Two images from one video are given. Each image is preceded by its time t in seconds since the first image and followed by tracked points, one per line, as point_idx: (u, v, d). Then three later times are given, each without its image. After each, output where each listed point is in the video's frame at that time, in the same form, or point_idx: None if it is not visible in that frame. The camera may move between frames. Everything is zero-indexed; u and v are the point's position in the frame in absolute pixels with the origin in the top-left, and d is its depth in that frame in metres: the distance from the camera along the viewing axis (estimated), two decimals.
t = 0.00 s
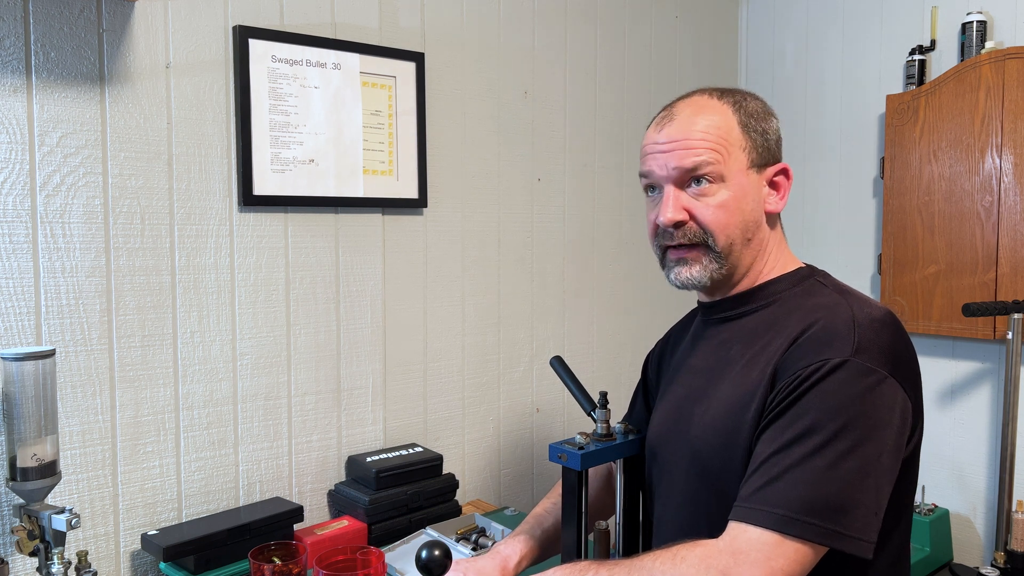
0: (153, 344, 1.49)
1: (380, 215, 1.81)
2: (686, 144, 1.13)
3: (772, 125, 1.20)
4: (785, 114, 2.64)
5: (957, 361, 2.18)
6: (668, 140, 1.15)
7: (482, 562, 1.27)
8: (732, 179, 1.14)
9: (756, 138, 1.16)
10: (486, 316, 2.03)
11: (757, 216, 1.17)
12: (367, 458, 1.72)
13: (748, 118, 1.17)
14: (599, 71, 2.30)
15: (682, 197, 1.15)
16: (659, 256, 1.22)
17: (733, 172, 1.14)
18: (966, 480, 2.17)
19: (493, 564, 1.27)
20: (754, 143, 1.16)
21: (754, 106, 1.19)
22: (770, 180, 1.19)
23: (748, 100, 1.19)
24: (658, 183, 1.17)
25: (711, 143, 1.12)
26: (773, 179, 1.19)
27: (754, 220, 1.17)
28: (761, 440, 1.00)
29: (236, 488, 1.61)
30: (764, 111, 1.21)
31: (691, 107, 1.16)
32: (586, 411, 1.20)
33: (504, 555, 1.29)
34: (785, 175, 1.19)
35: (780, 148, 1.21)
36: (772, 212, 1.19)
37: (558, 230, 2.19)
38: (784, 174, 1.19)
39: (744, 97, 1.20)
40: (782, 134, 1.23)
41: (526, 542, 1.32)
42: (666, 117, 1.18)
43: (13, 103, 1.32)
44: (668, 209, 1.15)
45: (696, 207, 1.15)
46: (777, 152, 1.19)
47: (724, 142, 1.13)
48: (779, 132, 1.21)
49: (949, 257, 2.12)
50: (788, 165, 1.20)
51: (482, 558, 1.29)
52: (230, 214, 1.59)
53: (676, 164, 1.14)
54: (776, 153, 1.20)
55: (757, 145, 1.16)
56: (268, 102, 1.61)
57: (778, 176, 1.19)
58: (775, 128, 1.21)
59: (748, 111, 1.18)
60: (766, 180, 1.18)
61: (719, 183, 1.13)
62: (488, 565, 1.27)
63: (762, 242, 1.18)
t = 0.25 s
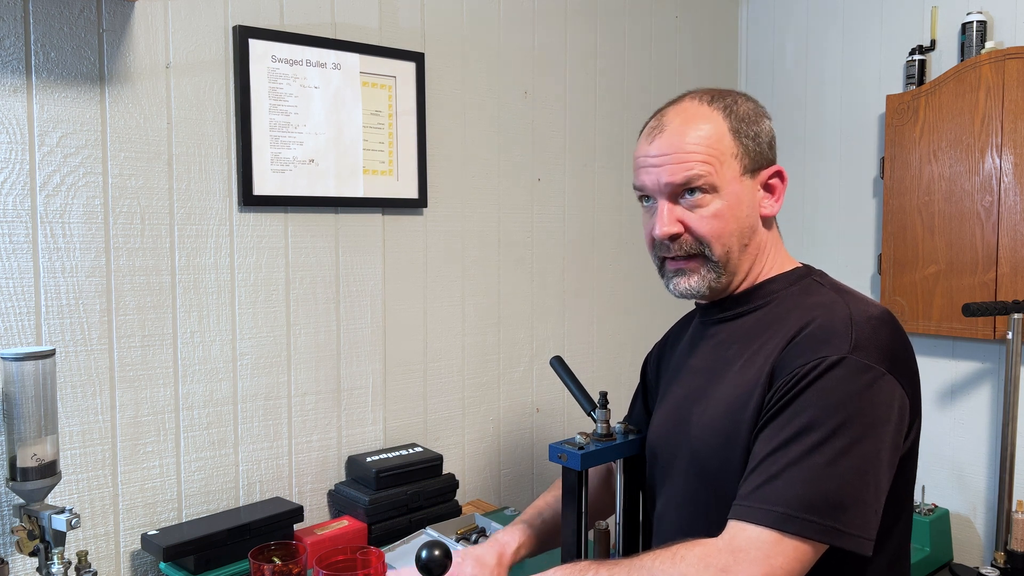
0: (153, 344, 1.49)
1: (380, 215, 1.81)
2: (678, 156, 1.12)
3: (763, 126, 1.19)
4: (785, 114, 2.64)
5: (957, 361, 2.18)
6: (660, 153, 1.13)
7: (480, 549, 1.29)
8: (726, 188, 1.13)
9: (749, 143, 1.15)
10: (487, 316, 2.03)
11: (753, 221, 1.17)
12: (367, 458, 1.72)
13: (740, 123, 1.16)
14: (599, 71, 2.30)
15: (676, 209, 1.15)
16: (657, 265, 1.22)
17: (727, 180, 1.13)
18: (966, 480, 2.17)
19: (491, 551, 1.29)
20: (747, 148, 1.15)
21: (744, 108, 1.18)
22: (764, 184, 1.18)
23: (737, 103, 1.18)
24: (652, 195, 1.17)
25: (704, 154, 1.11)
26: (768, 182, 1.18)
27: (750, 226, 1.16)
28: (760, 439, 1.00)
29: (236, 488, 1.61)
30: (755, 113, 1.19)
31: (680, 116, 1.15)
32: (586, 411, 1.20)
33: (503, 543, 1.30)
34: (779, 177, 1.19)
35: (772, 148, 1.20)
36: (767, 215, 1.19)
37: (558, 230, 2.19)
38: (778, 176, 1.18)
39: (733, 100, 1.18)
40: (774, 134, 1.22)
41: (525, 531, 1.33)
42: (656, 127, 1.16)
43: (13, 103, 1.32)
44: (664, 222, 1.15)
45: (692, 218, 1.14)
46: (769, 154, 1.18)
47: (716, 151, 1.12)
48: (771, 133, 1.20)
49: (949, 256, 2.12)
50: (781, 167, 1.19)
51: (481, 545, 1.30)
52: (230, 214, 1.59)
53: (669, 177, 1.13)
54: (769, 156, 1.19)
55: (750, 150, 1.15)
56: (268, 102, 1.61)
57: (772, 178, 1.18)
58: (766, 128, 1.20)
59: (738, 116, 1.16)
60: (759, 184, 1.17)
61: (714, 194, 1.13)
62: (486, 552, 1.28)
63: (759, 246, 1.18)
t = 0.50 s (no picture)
0: (153, 344, 1.49)
1: (380, 215, 1.81)
2: (667, 160, 1.12)
3: (753, 126, 1.19)
4: (785, 114, 2.64)
5: (957, 361, 2.18)
6: (649, 157, 1.14)
7: (471, 543, 1.29)
8: (716, 190, 1.13)
9: (738, 145, 1.15)
10: (487, 316, 2.03)
11: (745, 222, 1.17)
12: (367, 458, 1.72)
13: (729, 124, 1.15)
14: (599, 71, 2.30)
15: (667, 212, 1.15)
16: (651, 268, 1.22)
17: (717, 182, 1.13)
18: (966, 480, 2.17)
19: (482, 545, 1.28)
20: (737, 149, 1.15)
21: (734, 109, 1.18)
22: (755, 184, 1.18)
23: (726, 104, 1.18)
24: (643, 199, 1.17)
25: (693, 157, 1.11)
26: (759, 182, 1.18)
27: (742, 226, 1.16)
28: (756, 440, 1.00)
29: (236, 488, 1.61)
30: (745, 113, 1.19)
31: (669, 120, 1.15)
32: (586, 410, 1.20)
33: (494, 538, 1.31)
34: (770, 177, 1.18)
35: (763, 148, 1.19)
36: (760, 215, 1.19)
37: (558, 230, 2.19)
38: (769, 175, 1.18)
39: (722, 100, 1.18)
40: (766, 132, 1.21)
41: (518, 527, 1.33)
42: (645, 132, 1.16)
43: (13, 103, 1.32)
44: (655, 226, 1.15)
45: (683, 221, 1.14)
46: (760, 154, 1.18)
47: (705, 153, 1.12)
48: (762, 132, 1.20)
49: (949, 256, 2.12)
50: (773, 166, 1.19)
51: (472, 539, 1.30)
52: (230, 214, 1.59)
53: (658, 181, 1.13)
54: (760, 155, 1.19)
55: (739, 151, 1.15)
56: (268, 101, 1.61)
57: (763, 179, 1.18)
58: (756, 128, 1.19)
59: (728, 117, 1.16)
60: (751, 184, 1.17)
61: (704, 196, 1.13)
62: (477, 546, 1.28)
63: (752, 246, 1.18)
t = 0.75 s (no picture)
0: (153, 344, 1.49)
1: (380, 215, 1.81)
2: (675, 155, 1.11)
3: (755, 125, 1.20)
4: (785, 114, 2.64)
5: (957, 361, 2.18)
6: (656, 152, 1.13)
7: (470, 558, 1.27)
8: (722, 187, 1.13)
9: (742, 143, 1.16)
10: (486, 316, 2.03)
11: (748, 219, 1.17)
12: (367, 458, 1.72)
13: (733, 122, 1.16)
14: (599, 71, 2.30)
15: (674, 207, 1.14)
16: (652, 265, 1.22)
17: (723, 179, 1.13)
18: (966, 480, 2.17)
19: (481, 559, 1.27)
20: (742, 147, 1.16)
21: (736, 108, 1.19)
22: (758, 183, 1.18)
23: (729, 102, 1.18)
24: (649, 195, 1.16)
25: (700, 153, 1.11)
26: (761, 181, 1.19)
27: (745, 224, 1.17)
28: (756, 440, 1.00)
29: (236, 488, 1.61)
30: (746, 113, 1.20)
31: (675, 116, 1.14)
32: (586, 410, 1.19)
33: (492, 550, 1.29)
34: (771, 177, 1.19)
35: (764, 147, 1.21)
36: (761, 213, 1.19)
37: (558, 230, 2.19)
38: (770, 174, 1.19)
39: (725, 99, 1.19)
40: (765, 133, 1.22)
41: (515, 537, 1.32)
42: (651, 126, 1.16)
43: (13, 103, 1.32)
44: (662, 221, 1.14)
45: (690, 217, 1.14)
46: (761, 153, 1.19)
47: (712, 150, 1.12)
48: (762, 133, 1.21)
49: (950, 257, 2.12)
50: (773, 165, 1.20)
51: (470, 554, 1.29)
52: (230, 214, 1.59)
53: (666, 176, 1.12)
54: (762, 155, 1.20)
55: (743, 149, 1.16)
56: (268, 101, 1.61)
57: (765, 178, 1.19)
58: (757, 127, 1.20)
59: (732, 115, 1.17)
60: (753, 182, 1.18)
61: (711, 192, 1.13)
62: (475, 561, 1.26)
63: (754, 245, 1.18)
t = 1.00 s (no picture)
0: (153, 344, 1.49)
1: (380, 215, 1.81)
2: (678, 159, 1.12)
3: (759, 129, 1.19)
4: (785, 114, 2.64)
5: (957, 361, 2.18)
6: (659, 155, 1.13)
7: (471, 559, 1.27)
8: (724, 190, 1.13)
9: (746, 147, 1.15)
10: (487, 316, 2.03)
11: (750, 223, 1.17)
12: (367, 458, 1.72)
13: (738, 125, 1.16)
14: (600, 72, 2.30)
15: (674, 210, 1.14)
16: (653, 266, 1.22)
17: (725, 183, 1.13)
18: (966, 480, 2.17)
19: (482, 560, 1.27)
20: (746, 151, 1.15)
21: (742, 111, 1.18)
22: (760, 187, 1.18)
23: (735, 106, 1.18)
24: (651, 197, 1.16)
25: (703, 157, 1.11)
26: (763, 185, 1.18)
27: (747, 228, 1.16)
28: (757, 439, 1.00)
29: (236, 488, 1.61)
30: (751, 116, 1.19)
31: (680, 118, 1.14)
32: (586, 410, 1.19)
33: (492, 550, 1.29)
34: (774, 181, 1.19)
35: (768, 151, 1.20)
36: (763, 218, 1.19)
37: (558, 230, 2.19)
38: (773, 178, 1.19)
39: (731, 102, 1.19)
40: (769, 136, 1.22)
41: (515, 537, 1.32)
42: (656, 127, 1.15)
43: (13, 103, 1.32)
44: (663, 223, 1.14)
45: (691, 220, 1.14)
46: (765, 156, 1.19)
47: (715, 153, 1.12)
48: (766, 136, 1.21)
49: (949, 257, 2.12)
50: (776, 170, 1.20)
51: (471, 554, 1.29)
52: (230, 214, 1.59)
53: (669, 179, 1.12)
54: (765, 159, 1.19)
55: (747, 153, 1.16)
56: (268, 101, 1.61)
57: (768, 182, 1.18)
58: (762, 131, 1.20)
59: (737, 118, 1.16)
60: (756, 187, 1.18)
61: (713, 196, 1.13)
62: (476, 561, 1.26)
63: (755, 248, 1.18)
